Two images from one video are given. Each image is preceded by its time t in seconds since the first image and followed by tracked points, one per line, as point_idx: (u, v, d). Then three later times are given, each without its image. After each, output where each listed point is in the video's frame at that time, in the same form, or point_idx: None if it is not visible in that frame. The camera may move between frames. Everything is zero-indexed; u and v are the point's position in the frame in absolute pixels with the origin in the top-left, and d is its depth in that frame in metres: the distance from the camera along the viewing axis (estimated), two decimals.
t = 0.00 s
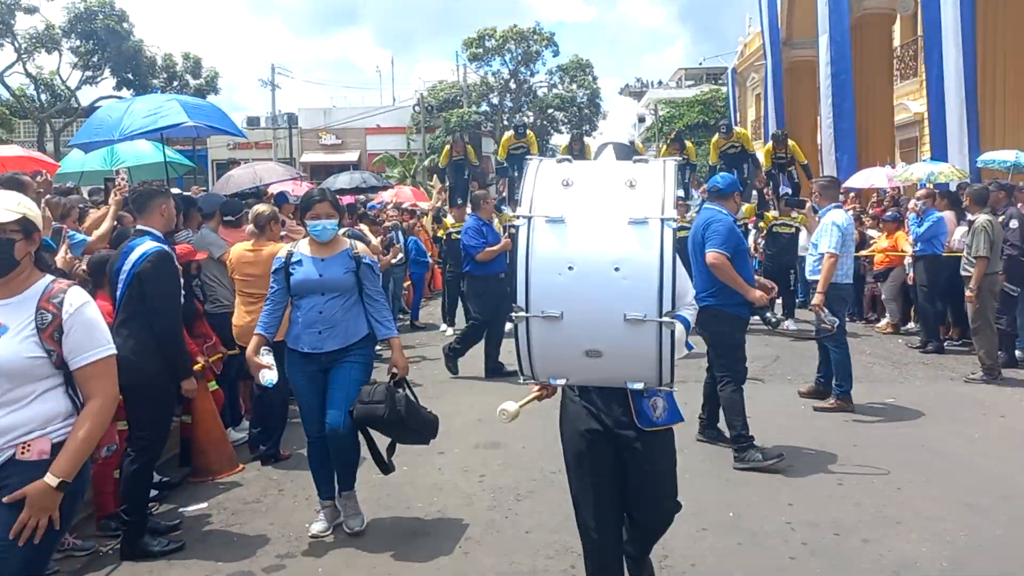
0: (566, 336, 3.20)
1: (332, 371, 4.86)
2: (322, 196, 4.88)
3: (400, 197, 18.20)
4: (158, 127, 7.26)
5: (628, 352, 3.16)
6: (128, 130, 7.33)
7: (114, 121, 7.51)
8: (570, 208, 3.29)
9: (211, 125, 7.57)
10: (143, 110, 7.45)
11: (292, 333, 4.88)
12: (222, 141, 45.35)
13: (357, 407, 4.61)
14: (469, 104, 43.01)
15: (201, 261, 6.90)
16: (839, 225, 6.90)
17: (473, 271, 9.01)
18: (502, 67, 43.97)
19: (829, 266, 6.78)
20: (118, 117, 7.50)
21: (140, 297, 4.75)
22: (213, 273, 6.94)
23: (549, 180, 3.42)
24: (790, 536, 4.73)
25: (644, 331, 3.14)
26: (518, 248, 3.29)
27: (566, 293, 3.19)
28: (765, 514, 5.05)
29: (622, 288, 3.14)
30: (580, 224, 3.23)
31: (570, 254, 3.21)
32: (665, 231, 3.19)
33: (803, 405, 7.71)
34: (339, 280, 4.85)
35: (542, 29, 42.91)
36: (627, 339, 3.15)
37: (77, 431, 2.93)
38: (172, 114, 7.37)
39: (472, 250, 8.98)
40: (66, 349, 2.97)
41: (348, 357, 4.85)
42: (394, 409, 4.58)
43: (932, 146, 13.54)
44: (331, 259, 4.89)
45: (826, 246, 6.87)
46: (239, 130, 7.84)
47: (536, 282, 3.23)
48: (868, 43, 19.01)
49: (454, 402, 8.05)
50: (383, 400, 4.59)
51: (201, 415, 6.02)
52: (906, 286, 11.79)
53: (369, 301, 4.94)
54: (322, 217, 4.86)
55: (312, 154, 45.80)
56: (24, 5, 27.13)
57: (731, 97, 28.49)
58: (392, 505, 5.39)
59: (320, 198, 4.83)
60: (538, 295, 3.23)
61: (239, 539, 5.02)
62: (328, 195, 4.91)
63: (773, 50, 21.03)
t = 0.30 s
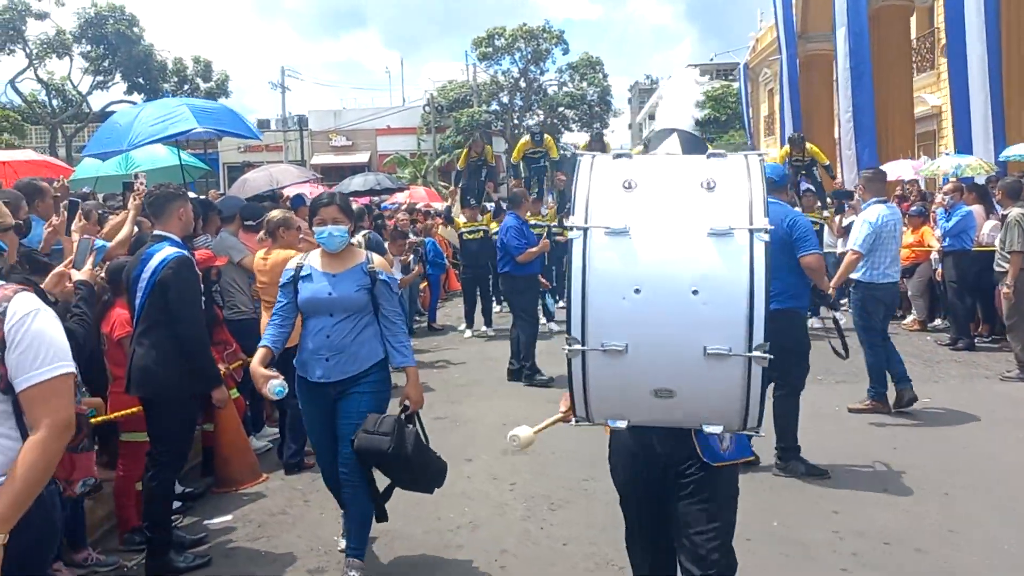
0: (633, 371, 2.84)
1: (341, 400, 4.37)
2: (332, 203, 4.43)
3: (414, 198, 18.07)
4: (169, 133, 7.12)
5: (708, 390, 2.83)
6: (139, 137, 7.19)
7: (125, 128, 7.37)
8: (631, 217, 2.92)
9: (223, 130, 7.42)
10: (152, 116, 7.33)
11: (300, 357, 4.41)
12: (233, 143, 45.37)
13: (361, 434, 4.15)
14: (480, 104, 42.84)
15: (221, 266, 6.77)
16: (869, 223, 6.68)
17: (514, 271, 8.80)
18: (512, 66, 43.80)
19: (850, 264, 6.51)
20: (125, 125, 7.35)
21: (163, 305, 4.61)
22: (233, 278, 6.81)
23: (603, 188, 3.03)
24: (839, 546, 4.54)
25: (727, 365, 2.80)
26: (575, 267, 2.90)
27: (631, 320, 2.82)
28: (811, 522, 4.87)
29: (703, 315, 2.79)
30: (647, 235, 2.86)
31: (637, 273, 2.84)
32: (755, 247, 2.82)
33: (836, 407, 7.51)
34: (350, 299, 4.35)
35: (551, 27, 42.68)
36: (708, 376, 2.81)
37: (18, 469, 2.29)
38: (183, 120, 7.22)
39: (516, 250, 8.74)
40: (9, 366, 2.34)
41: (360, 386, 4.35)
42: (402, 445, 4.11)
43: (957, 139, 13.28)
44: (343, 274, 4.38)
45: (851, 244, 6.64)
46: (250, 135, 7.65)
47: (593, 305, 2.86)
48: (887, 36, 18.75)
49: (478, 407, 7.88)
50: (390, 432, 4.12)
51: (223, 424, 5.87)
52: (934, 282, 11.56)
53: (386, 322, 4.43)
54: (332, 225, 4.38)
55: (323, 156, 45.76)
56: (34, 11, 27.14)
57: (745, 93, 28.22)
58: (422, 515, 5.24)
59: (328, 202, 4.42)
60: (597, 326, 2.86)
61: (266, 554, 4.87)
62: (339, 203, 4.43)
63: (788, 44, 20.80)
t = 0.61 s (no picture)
0: (672, 361, 2.65)
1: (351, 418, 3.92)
2: (333, 198, 3.99)
3: (433, 199, 17.96)
4: (187, 135, 7.03)
5: (760, 388, 2.58)
6: (158, 139, 7.10)
7: (144, 130, 7.29)
8: (674, 177, 2.74)
9: (242, 131, 7.30)
10: (171, 118, 7.24)
11: (305, 370, 3.99)
12: (252, 146, 45.51)
13: (371, 497, 3.60)
14: (497, 104, 42.69)
15: (245, 269, 6.67)
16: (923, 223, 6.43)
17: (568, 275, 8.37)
18: (529, 66, 43.63)
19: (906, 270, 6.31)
20: (145, 128, 7.25)
21: (187, 312, 4.50)
22: (257, 282, 6.69)
23: (652, 140, 2.87)
24: (891, 558, 4.35)
25: (785, 361, 2.53)
26: (605, 233, 2.75)
27: (668, 303, 2.63)
28: (860, 533, 4.68)
29: (755, 300, 2.53)
30: (691, 198, 2.66)
31: (676, 247, 2.64)
32: (833, 206, 2.54)
33: (875, 410, 7.30)
34: (354, 304, 3.91)
35: (568, 26, 42.47)
36: (762, 372, 2.56)
37: None
38: (202, 122, 7.12)
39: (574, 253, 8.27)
40: None
41: (370, 404, 3.90)
42: (418, 499, 3.56)
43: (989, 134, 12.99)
44: (350, 277, 3.94)
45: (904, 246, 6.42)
46: (272, 135, 7.53)
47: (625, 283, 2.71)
48: (912, 31, 18.45)
49: (506, 412, 7.72)
50: (401, 492, 3.55)
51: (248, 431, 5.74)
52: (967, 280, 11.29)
53: (398, 330, 3.95)
54: (334, 222, 3.94)
55: (340, 158, 45.80)
56: (55, 16, 27.32)
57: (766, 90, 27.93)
58: (454, 525, 5.09)
59: (328, 196, 3.97)
60: (631, 309, 2.69)
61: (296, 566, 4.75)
62: (344, 199, 3.99)
63: (811, 40, 20.52)
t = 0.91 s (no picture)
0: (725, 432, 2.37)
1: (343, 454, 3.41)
2: (319, 202, 3.50)
3: (466, 197, 17.87)
4: (229, 130, 6.99)
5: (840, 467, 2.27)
6: (200, 135, 7.07)
7: (183, 126, 7.26)
8: (726, 187, 2.42)
9: (282, 125, 7.25)
10: (211, 114, 7.21)
11: (292, 397, 3.52)
12: (287, 145, 45.81)
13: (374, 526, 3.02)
14: (530, 100, 42.51)
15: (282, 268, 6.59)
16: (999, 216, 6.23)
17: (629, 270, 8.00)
18: (562, 62, 43.41)
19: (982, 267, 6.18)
20: (188, 125, 7.20)
21: (225, 312, 4.41)
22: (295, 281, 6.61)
23: (707, 132, 2.57)
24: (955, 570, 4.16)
25: (877, 439, 2.21)
26: (632, 261, 2.46)
27: (720, 355, 2.34)
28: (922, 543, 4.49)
29: (841, 354, 2.21)
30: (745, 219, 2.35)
31: (730, 283, 2.33)
32: (946, 220, 2.16)
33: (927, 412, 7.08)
34: (340, 324, 3.38)
35: (601, 22, 42.19)
36: (847, 448, 2.24)
37: None
38: (242, 117, 7.08)
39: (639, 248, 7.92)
40: None
41: (362, 438, 3.38)
42: (431, 529, 2.98)
43: None
44: (336, 291, 3.42)
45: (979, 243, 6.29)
46: (311, 131, 7.46)
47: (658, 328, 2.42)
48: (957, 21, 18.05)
49: (546, 411, 7.60)
50: (412, 517, 2.99)
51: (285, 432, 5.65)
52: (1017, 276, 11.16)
53: (393, 352, 3.41)
54: (319, 230, 3.45)
55: (373, 156, 45.93)
56: (94, 18, 27.67)
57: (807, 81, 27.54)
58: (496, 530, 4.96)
59: (312, 201, 3.50)
60: (671, 365, 2.41)
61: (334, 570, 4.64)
62: (329, 204, 3.49)
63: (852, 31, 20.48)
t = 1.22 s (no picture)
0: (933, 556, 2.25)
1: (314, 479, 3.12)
2: (283, 206, 3.19)
3: (483, 198, 17.82)
4: (259, 126, 7.80)
5: None
6: (231, 128, 7.89)
7: (216, 121, 8.04)
8: (919, 193, 2.27)
9: (309, 123, 8.09)
10: (242, 111, 8.03)
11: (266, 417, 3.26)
12: (302, 145, 45.88)
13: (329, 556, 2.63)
14: (544, 101, 42.43)
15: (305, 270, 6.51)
16: None
17: (662, 273, 7.74)
18: (576, 63, 43.30)
19: None
20: (218, 120, 8.01)
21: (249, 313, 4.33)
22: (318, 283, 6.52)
23: (867, 103, 2.42)
24: None
25: None
26: (790, 302, 2.27)
27: (936, 427, 2.19)
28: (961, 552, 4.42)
29: None
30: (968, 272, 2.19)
31: (957, 350, 2.19)
32: None
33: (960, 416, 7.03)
34: (313, 337, 3.08)
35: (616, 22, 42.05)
36: None
37: None
38: (274, 115, 7.91)
39: (678, 253, 7.74)
40: None
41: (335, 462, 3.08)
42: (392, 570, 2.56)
43: None
44: (310, 301, 3.11)
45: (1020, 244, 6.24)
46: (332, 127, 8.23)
47: (832, 410, 2.24)
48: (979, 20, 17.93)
49: (571, 414, 7.55)
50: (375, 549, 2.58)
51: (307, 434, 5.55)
52: None
53: (374, 364, 3.09)
54: (288, 235, 3.13)
55: (388, 157, 45.96)
56: (111, 19, 27.75)
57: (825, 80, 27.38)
58: (526, 534, 4.90)
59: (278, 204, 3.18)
60: (862, 453, 2.23)
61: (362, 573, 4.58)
62: (294, 206, 3.17)
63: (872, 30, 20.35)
